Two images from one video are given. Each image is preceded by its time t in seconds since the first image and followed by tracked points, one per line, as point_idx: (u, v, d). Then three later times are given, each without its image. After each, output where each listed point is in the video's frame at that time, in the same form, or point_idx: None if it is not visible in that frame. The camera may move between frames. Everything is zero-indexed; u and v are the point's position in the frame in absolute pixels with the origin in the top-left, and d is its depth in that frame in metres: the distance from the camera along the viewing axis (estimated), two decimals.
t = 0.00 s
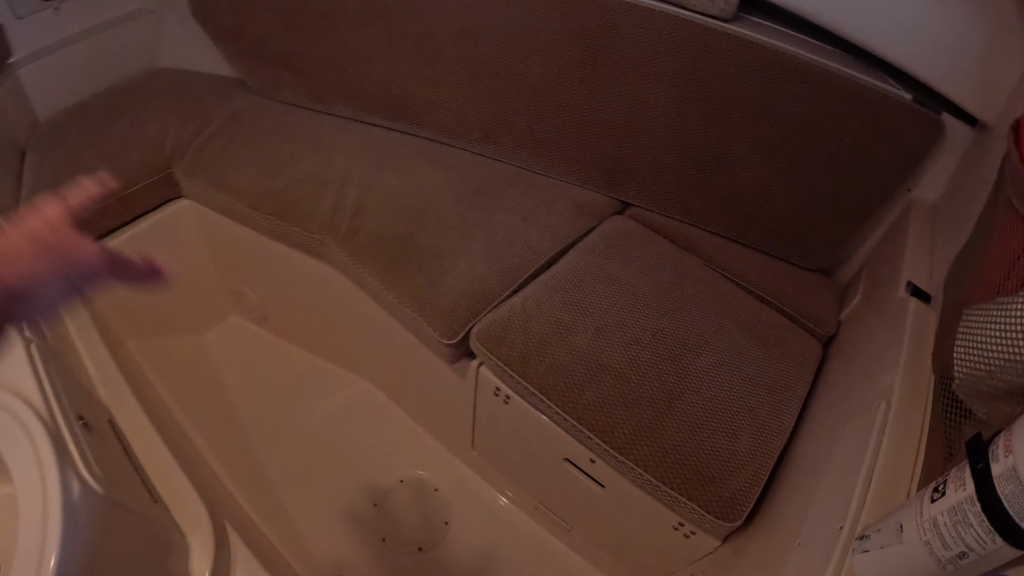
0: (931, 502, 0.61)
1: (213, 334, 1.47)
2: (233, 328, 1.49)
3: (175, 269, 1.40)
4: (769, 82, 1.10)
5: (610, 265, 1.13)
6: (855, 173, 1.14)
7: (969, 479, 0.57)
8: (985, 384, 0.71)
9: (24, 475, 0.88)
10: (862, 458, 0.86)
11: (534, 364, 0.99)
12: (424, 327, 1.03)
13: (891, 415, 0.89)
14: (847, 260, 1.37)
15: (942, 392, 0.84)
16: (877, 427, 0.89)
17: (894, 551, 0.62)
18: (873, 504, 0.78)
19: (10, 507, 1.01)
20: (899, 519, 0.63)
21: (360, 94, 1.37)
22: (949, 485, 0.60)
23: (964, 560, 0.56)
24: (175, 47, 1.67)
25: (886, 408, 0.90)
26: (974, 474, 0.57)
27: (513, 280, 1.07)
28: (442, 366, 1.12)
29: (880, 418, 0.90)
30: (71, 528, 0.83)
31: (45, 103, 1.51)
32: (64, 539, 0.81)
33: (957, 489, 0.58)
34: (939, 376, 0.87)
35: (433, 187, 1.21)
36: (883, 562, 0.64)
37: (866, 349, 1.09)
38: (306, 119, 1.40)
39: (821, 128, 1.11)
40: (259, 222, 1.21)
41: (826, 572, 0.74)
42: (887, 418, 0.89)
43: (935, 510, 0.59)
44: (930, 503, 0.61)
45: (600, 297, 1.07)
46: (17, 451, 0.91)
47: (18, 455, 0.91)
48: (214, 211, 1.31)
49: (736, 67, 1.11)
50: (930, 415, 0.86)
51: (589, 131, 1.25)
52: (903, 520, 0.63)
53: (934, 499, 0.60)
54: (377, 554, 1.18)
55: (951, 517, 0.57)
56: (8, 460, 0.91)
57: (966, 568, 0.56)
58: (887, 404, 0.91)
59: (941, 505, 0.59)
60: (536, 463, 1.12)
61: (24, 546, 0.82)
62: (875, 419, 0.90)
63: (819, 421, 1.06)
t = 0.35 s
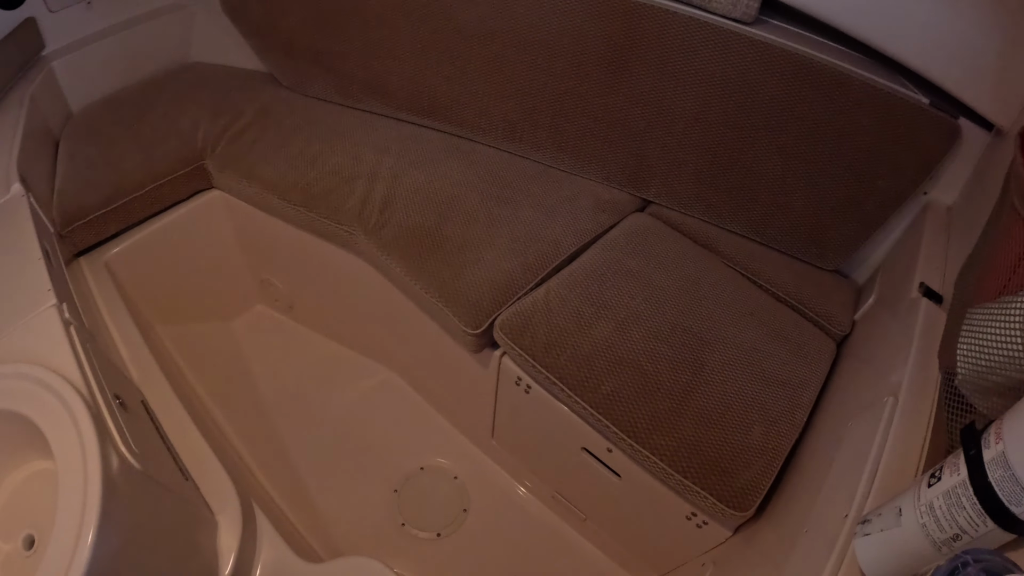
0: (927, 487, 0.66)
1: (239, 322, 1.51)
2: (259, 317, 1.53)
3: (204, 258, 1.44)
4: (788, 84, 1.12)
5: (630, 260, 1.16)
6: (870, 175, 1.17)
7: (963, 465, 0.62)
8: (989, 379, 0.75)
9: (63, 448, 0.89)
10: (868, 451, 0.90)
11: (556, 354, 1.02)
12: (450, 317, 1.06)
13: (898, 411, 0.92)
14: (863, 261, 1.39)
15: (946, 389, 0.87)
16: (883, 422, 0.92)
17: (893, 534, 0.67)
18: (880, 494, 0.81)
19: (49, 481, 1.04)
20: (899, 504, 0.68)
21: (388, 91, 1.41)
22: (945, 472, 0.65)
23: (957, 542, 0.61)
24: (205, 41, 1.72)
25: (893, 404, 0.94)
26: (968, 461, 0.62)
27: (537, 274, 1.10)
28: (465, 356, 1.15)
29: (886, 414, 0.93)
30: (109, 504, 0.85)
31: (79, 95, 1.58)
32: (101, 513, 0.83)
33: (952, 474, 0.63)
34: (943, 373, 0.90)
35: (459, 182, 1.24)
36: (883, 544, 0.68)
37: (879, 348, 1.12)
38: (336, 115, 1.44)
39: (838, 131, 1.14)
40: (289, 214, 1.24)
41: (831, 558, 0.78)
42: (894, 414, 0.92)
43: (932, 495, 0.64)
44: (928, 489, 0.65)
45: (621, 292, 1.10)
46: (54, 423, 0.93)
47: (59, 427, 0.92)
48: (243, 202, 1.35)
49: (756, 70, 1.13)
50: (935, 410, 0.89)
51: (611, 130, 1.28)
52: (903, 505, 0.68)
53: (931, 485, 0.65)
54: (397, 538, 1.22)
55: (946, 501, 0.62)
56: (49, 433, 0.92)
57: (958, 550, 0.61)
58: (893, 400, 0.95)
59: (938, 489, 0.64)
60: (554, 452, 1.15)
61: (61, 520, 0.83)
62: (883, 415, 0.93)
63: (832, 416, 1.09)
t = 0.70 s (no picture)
0: (958, 481, 0.65)
1: (258, 312, 1.51)
2: (278, 306, 1.53)
3: (224, 247, 1.45)
4: (814, 78, 1.11)
5: (653, 253, 1.15)
6: (895, 171, 1.15)
7: (995, 458, 0.62)
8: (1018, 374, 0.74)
9: (82, 430, 0.88)
10: (893, 447, 0.89)
11: (578, 345, 1.02)
12: (471, 307, 1.06)
13: (923, 407, 0.91)
14: (886, 259, 1.38)
15: (973, 385, 0.86)
16: (908, 418, 0.91)
17: (921, 528, 0.67)
18: (906, 489, 0.80)
19: (66, 466, 1.03)
20: (928, 498, 0.68)
21: (410, 81, 1.41)
22: (975, 465, 0.64)
23: (987, 536, 0.61)
24: (226, 32, 1.73)
25: (918, 400, 0.93)
26: (1000, 454, 0.61)
27: (560, 265, 1.10)
28: (486, 346, 1.14)
29: (910, 410, 0.92)
30: (128, 491, 0.84)
31: (100, 84, 1.59)
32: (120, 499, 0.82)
33: (983, 467, 0.63)
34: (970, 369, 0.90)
35: (481, 172, 1.24)
36: (910, 538, 0.68)
37: (903, 345, 1.11)
38: (357, 105, 1.44)
39: (864, 125, 1.13)
40: (311, 202, 1.24)
41: (855, 552, 0.78)
42: (918, 410, 0.91)
43: (963, 488, 0.64)
44: (958, 481, 0.65)
45: (643, 285, 1.10)
46: (73, 406, 0.92)
47: (77, 412, 0.91)
48: (264, 191, 1.35)
49: (781, 63, 1.12)
50: (961, 406, 0.88)
51: (633, 123, 1.27)
52: (932, 498, 0.68)
53: (961, 478, 0.65)
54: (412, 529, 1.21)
55: (977, 494, 0.62)
56: (68, 417, 0.91)
57: (989, 544, 0.61)
58: (918, 395, 0.94)
59: (968, 483, 0.64)
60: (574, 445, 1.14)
61: (80, 505, 0.82)
62: (907, 411, 0.93)
63: (855, 412, 1.08)
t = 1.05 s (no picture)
0: (968, 485, 0.66)
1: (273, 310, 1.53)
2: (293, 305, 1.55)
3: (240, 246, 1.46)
4: (830, 81, 1.11)
5: (667, 256, 1.15)
6: (910, 177, 1.15)
7: (1005, 463, 0.62)
8: None
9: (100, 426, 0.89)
10: (905, 451, 0.89)
11: (593, 347, 1.02)
12: (487, 306, 1.07)
13: (936, 412, 0.91)
14: (902, 264, 1.37)
15: (986, 391, 0.86)
16: (919, 424, 0.92)
17: (932, 531, 0.68)
18: (917, 494, 0.81)
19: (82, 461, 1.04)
20: (939, 502, 0.69)
21: (427, 83, 1.42)
22: (986, 469, 0.65)
23: (997, 541, 0.61)
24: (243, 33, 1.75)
25: (931, 406, 0.93)
26: (1011, 459, 0.61)
27: (575, 266, 1.10)
28: (500, 347, 1.15)
29: (923, 415, 0.92)
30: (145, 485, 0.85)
31: (119, 83, 1.61)
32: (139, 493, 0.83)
33: (993, 472, 0.63)
34: (983, 375, 0.90)
35: (497, 173, 1.25)
36: (921, 541, 0.69)
37: (916, 350, 1.11)
38: (374, 106, 1.45)
39: (880, 129, 1.12)
40: (327, 202, 1.25)
41: (867, 557, 0.78)
42: (931, 415, 0.92)
43: (973, 492, 0.65)
44: (968, 486, 0.66)
45: (658, 288, 1.10)
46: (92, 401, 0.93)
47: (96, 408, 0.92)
48: (281, 191, 1.36)
49: (797, 66, 1.12)
50: (974, 412, 0.88)
51: (649, 126, 1.28)
52: (943, 503, 0.68)
53: (972, 483, 0.66)
54: (425, 527, 1.22)
55: (988, 498, 0.62)
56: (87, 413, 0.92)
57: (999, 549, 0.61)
58: (931, 401, 0.94)
59: (979, 487, 0.64)
60: (587, 446, 1.15)
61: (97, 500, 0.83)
62: (920, 416, 0.93)
63: (869, 416, 1.08)
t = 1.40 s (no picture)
0: (976, 498, 0.66)
1: (287, 315, 1.54)
2: (306, 310, 1.56)
3: (254, 251, 1.48)
4: (842, 88, 1.11)
5: (679, 263, 1.16)
6: (922, 185, 1.15)
7: (1013, 476, 0.62)
8: None
9: (115, 430, 0.90)
10: (916, 461, 0.89)
11: (604, 355, 1.02)
12: (499, 313, 1.07)
13: (947, 421, 0.91)
14: (915, 271, 1.37)
15: (997, 400, 0.86)
16: (931, 432, 0.92)
17: (940, 543, 0.68)
18: (926, 503, 0.81)
19: (97, 464, 1.05)
20: (947, 514, 0.69)
21: (440, 90, 1.43)
22: (994, 482, 0.65)
23: (1003, 554, 0.61)
24: (258, 39, 1.77)
25: (942, 415, 0.93)
26: (1018, 471, 0.62)
27: (588, 274, 1.11)
28: (513, 354, 1.16)
29: (934, 425, 0.92)
30: (160, 489, 0.86)
31: (134, 89, 1.63)
32: (154, 495, 0.84)
33: (1001, 485, 0.63)
34: (994, 385, 0.90)
35: (509, 180, 1.26)
36: (929, 554, 0.69)
37: (928, 358, 1.10)
38: (388, 112, 1.46)
39: (893, 136, 1.12)
40: (341, 208, 1.26)
41: (879, 565, 0.78)
42: (942, 424, 0.92)
43: (981, 505, 0.65)
44: (976, 498, 0.66)
45: (670, 295, 1.10)
46: (107, 405, 0.94)
47: (112, 411, 0.92)
48: (295, 197, 1.38)
49: (809, 73, 1.12)
50: (985, 422, 0.88)
51: (661, 133, 1.28)
52: (950, 515, 0.68)
53: (979, 495, 0.66)
54: (436, 532, 1.23)
55: (994, 511, 0.62)
56: (103, 416, 0.93)
57: (1005, 562, 0.61)
58: (942, 410, 0.94)
59: (986, 500, 0.64)
60: (599, 453, 1.15)
61: (113, 503, 0.83)
62: (931, 425, 0.93)
63: (882, 425, 1.08)
